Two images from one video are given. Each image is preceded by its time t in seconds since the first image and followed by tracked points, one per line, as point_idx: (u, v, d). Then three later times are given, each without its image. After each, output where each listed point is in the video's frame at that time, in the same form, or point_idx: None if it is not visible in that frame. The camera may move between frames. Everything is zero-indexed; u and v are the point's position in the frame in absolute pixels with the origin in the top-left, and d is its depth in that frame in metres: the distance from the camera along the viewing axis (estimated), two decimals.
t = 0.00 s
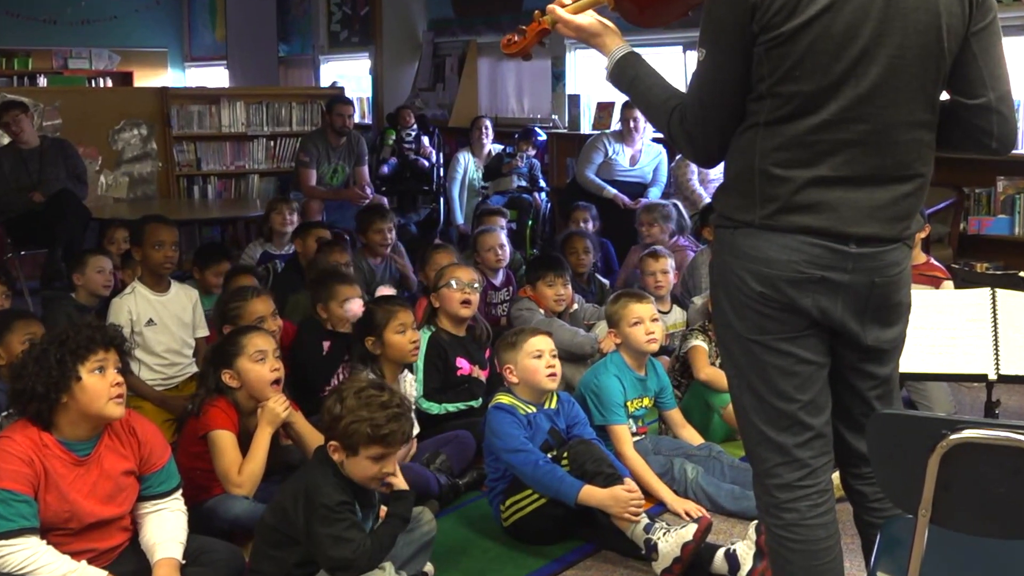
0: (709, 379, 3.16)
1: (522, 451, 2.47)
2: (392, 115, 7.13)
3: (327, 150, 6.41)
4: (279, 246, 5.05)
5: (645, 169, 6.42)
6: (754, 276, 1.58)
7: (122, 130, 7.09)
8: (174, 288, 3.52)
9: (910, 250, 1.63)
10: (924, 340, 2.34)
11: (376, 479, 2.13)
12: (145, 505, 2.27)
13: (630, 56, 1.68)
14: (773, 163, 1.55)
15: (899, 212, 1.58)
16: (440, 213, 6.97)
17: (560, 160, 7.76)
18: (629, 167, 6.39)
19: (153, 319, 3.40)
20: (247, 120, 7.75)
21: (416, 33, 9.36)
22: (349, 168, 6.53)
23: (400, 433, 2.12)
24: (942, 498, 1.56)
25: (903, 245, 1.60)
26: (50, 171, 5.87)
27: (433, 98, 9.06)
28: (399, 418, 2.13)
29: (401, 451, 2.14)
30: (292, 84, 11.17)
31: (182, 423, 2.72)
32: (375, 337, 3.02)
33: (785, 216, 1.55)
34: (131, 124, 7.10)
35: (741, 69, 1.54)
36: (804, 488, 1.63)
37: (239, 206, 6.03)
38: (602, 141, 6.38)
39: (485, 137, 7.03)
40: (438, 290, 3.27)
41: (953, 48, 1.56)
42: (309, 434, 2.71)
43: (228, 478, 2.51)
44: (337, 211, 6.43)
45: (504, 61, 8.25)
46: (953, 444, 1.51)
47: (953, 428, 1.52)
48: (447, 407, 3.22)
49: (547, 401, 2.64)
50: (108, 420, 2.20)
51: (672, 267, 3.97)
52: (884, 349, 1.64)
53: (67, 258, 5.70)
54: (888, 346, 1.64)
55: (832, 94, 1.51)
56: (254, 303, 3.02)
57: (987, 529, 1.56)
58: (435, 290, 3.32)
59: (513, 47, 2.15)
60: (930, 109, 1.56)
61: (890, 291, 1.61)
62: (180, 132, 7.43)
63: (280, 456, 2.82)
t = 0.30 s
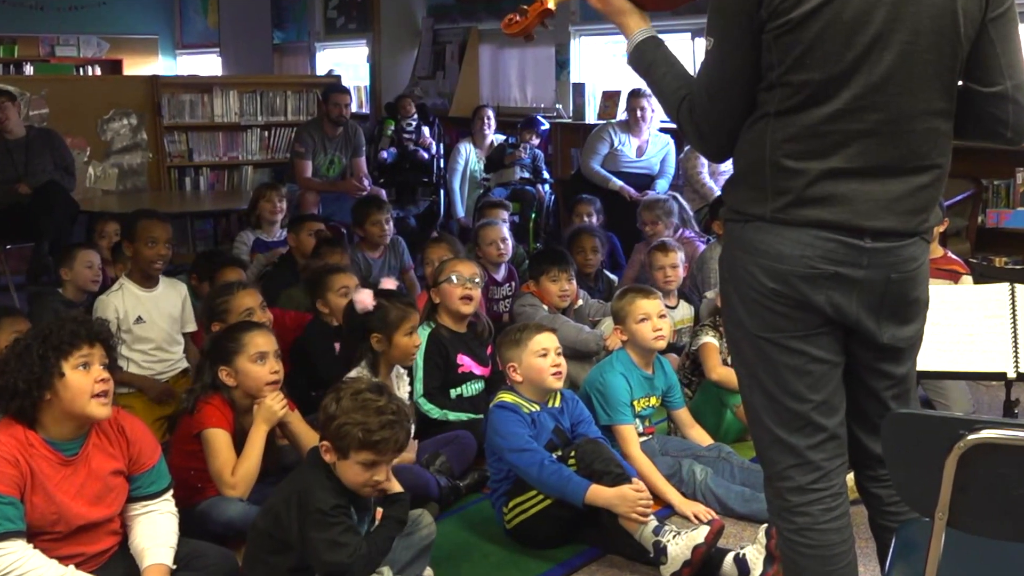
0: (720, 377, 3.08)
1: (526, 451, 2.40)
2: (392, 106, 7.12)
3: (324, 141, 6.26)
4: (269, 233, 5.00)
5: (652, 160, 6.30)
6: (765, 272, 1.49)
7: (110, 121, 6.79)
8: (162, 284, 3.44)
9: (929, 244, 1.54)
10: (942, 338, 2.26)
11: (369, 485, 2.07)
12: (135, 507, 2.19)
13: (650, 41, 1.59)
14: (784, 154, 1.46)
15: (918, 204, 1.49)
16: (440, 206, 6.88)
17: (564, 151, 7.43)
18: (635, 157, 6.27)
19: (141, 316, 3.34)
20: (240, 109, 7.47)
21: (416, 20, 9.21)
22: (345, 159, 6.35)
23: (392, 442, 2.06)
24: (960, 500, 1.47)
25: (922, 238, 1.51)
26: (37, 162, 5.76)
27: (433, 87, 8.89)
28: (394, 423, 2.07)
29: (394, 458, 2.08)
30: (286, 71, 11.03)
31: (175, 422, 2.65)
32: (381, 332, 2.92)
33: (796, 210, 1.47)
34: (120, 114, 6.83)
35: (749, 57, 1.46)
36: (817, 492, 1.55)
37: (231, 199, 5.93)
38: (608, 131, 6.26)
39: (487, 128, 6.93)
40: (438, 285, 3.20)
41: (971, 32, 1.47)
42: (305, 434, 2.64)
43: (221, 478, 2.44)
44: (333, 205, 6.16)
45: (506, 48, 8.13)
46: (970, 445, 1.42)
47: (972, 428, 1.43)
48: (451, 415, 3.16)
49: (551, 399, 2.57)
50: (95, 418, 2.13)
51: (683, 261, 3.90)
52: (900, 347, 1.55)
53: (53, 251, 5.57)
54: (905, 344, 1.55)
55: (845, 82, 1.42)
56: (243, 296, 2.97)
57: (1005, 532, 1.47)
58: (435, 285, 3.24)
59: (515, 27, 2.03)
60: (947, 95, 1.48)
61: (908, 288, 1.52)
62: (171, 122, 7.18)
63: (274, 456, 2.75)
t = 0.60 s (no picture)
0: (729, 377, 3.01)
1: (535, 451, 2.33)
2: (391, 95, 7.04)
3: (319, 131, 6.18)
4: (264, 225, 4.94)
5: (660, 150, 6.22)
6: (783, 266, 1.41)
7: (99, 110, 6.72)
8: (153, 279, 3.37)
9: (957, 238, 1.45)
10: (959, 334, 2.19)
11: (365, 487, 2.00)
12: (124, 510, 2.11)
13: (671, 37, 1.57)
14: (800, 143, 1.39)
15: (943, 195, 1.40)
16: (440, 198, 6.79)
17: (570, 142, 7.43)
18: (643, 148, 6.19)
19: (129, 312, 3.27)
20: (233, 98, 7.37)
21: (415, 7, 9.09)
22: (342, 150, 6.27)
23: (386, 442, 1.98)
24: (977, 504, 1.32)
25: (950, 233, 1.42)
26: (23, 153, 5.65)
27: (433, 75, 8.78)
28: (389, 421, 2.00)
29: (390, 458, 2.00)
30: (280, 58, 10.91)
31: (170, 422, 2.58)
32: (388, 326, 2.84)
33: (815, 201, 1.39)
34: (109, 103, 6.75)
35: (759, 41, 1.40)
36: (835, 494, 1.47)
37: (223, 191, 5.84)
38: (614, 121, 6.17)
39: (488, 117, 6.80)
40: (439, 280, 3.13)
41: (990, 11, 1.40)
42: (302, 433, 2.56)
43: (215, 481, 2.36)
44: (331, 197, 6.09)
45: (511, 34, 7.98)
46: (989, 446, 1.28)
47: (990, 427, 1.28)
48: (451, 414, 3.08)
49: (557, 399, 2.50)
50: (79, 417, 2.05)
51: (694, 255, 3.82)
52: (926, 347, 1.46)
53: (39, 245, 5.47)
54: (932, 344, 1.46)
55: (859, 64, 1.34)
56: (235, 292, 2.90)
57: None
58: (436, 280, 3.17)
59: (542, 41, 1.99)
60: (969, 79, 1.40)
61: (934, 284, 1.42)
62: (162, 112, 7.06)
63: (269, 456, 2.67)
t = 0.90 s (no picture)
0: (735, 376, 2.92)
1: (540, 451, 2.26)
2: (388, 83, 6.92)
3: (315, 120, 6.07)
4: (263, 223, 4.87)
5: (666, 139, 6.15)
6: (811, 255, 1.34)
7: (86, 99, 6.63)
8: (144, 275, 3.30)
9: (992, 228, 1.37)
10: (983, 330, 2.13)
11: (362, 487, 1.93)
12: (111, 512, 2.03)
13: (694, 32, 1.46)
14: (827, 129, 1.32)
15: (977, 181, 1.32)
16: (440, 189, 6.73)
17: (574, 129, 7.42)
18: (649, 137, 6.11)
19: (119, 309, 3.20)
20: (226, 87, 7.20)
21: None
22: (338, 140, 6.19)
23: (380, 439, 1.92)
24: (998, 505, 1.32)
25: (984, 222, 1.34)
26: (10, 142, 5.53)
27: (431, 61, 8.52)
28: (382, 418, 1.93)
29: (384, 457, 1.94)
30: (274, 44, 10.77)
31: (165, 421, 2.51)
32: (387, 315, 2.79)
33: (843, 188, 1.32)
34: (97, 91, 6.67)
35: (784, 27, 1.34)
36: (864, 496, 1.39)
37: (215, 183, 5.74)
38: (619, 110, 6.10)
39: (490, 106, 6.65)
40: (437, 275, 3.06)
41: None
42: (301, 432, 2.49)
43: (215, 480, 2.29)
44: (328, 189, 6.07)
45: (512, 20, 7.90)
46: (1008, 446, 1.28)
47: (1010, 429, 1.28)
48: (451, 413, 3.00)
49: (561, 399, 2.43)
50: (61, 416, 1.98)
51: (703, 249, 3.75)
52: (958, 341, 1.38)
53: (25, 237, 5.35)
54: (965, 338, 1.38)
55: (888, 46, 1.28)
56: (227, 288, 2.82)
57: None
58: (434, 276, 3.09)
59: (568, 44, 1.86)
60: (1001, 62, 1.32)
61: (969, 276, 1.35)
62: (151, 100, 6.95)
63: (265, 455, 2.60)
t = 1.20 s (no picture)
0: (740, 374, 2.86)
1: (540, 451, 2.20)
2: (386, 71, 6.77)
3: (311, 108, 6.01)
4: (258, 216, 4.81)
5: (676, 131, 6.07)
6: (861, 245, 1.36)
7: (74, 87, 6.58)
8: (139, 269, 3.24)
9: None
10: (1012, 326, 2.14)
11: (361, 488, 1.86)
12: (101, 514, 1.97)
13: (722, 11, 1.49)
14: (879, 113, 1.34)
15: None
16: (440, 181, 6.76)
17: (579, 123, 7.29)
18: (657, 128, 6.04)
19: (110, 305, 3.15)
20: (218, 74, 7.11)
21: None
22: (335, 130, 6.12)
23: (376, 439, 1.85)
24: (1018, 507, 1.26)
25: None
26: None
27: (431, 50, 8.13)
28: (377, 416, 1.87)
29: (381, 456, 1.87)
30: (268, 32, 10.60)
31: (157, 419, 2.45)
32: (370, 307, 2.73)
33: (895, 173, 1.34)
34: (86, 80, 6.62)
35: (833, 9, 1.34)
36: (896, 496, 1.40)
37: (209, 175, 5.66)
38: (626, 99, 6.04)
39: (492, 96, 6.59)
40: (436, 270, 3.01)
41: None
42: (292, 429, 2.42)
43: (207, 479, 2.24)
44: (324, 180, 5.99)
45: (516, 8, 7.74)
46: None
47: None
48: (451, 414, 2.94)
49: (561, 397, 2.36)
50: (47, 415, 1.91)
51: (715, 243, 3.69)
52: (999, 328, 1.41)
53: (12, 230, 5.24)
54: (1005, 325, 1.41)
55: (940, 26, 1.29)
56: (212, 286, 2.76)
57: None
58: (432, 271, 3.04)
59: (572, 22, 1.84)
60: None
61: (1015, 261, 1.37)
62: (142, 90, 6.89)
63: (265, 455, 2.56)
